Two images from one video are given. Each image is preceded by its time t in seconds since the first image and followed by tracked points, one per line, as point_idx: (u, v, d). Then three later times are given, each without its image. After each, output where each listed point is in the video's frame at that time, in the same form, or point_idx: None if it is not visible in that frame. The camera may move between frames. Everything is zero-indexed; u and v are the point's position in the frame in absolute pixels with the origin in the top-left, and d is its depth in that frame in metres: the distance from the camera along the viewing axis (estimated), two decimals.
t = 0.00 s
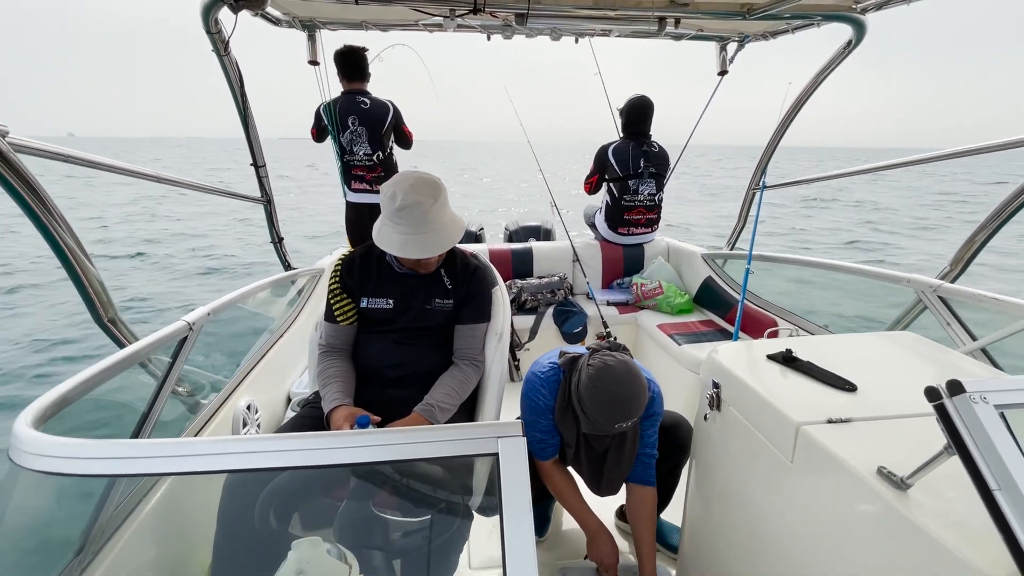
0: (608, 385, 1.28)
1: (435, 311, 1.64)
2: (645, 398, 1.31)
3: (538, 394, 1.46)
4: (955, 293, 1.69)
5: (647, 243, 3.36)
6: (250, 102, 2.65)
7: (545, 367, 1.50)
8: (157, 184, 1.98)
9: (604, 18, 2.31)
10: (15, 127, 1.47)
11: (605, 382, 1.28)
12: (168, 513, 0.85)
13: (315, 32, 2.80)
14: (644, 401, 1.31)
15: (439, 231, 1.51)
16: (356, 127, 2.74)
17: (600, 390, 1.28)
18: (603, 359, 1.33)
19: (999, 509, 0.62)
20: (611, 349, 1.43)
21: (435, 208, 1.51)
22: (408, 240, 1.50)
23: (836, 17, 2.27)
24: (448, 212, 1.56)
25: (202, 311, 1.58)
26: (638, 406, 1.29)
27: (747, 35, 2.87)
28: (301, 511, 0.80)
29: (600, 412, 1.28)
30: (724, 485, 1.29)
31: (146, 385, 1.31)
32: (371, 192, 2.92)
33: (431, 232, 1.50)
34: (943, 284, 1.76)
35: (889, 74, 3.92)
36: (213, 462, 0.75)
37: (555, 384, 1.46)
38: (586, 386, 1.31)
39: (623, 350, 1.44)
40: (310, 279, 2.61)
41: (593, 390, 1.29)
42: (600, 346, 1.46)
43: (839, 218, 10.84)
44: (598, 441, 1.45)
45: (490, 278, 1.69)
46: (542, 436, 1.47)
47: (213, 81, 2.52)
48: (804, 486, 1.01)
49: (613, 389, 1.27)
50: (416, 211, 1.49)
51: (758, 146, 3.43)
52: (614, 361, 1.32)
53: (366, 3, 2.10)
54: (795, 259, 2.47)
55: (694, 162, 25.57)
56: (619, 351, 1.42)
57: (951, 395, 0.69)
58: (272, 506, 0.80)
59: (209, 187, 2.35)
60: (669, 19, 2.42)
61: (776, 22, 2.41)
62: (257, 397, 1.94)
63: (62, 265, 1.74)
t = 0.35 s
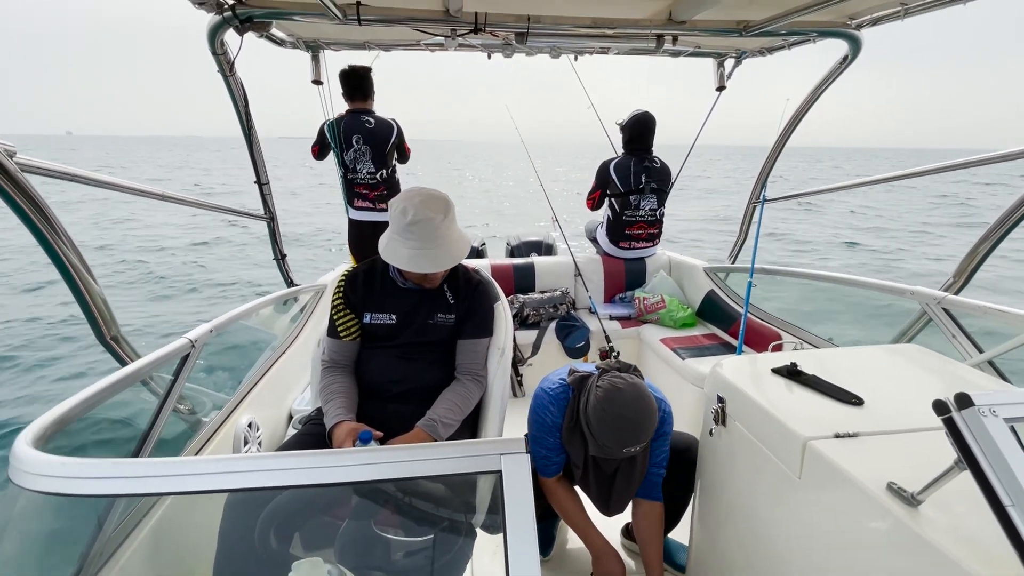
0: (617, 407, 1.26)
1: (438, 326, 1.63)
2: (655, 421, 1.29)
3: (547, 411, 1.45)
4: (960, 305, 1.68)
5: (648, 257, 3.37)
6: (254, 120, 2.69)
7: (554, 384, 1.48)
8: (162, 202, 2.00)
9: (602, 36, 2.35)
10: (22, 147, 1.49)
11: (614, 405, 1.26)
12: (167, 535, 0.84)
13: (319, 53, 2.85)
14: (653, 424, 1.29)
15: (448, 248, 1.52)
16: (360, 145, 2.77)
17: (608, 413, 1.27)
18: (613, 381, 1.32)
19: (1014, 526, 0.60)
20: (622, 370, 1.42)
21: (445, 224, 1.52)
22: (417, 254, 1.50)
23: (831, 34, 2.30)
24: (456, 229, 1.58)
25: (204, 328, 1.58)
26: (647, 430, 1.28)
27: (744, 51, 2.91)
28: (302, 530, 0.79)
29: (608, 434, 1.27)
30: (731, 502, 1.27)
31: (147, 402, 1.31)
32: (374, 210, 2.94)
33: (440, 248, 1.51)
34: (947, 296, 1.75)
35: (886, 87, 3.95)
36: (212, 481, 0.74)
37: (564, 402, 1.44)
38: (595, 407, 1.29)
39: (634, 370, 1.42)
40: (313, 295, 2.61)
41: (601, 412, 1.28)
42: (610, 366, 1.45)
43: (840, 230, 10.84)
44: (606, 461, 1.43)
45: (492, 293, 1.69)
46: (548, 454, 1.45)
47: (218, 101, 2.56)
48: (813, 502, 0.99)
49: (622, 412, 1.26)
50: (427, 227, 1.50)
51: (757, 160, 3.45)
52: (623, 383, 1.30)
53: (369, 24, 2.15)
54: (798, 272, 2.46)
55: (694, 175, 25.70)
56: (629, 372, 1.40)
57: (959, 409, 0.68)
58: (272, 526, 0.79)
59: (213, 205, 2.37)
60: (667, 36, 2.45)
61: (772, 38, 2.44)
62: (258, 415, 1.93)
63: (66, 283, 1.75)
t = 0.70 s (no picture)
0: (640, 432, 1.25)
1: (443, 341, 1.63)
2: (676, 445, 1.28)
3: (565, 430, 1.43)
4: (972, 310, 1.66)
5: (654, 268, 3.36)
6: (259, 142, 2.72)
7: (571, 402, 1.46)
8: (170, 225, 2.02)
9: (601, 51, 2.37)
10: (33, 175, 1.52)
11: (638, 430, 1.25)
12: (175, 559, 0.83)
13: (322, 75, 2.91)
14: (674, 450, 1.27)
15: (457, 261, 1.53)
16: (367, 165, 2.80)
17: (632, 438, 1.25)
18: (636, 404, 1.30)
19: None
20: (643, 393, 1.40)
21: (455, 237, 1.53)
22: (426, 267, 1.50)
23: (829, 43, 2.32)
24: (466, 243, 1.58)
25: (212, 348, 1.58)
26: (669, 456, 1.26)
27: (742, 62, 2.93)
28: (310, 551, 0.78)
29: (629, 459, 1.25)
30: (745, 515, 1.24)
31: (155, 424, 1.31)
32: (380, 230, 2.96)
33: (449, 261, 1.52)
34: (958, 300, 1.73)
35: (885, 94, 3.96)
36: (220, 502, 0.74)
37: (582, 422, 1.42)
38: (616, 429, 1.28)
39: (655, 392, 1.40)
40: (319, 314, 2.62)
41: (624, 436, 1.26)
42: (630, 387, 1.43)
43: (846, 236, 10.78)
44: (622, 482, 1.41)
45: (497, 307, 1.69)
46: (560, 471, 1.44)
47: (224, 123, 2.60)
48: (830, 513, 0.97)
49: (645, 437, 1.24)
50: (438, 240, 1.51)
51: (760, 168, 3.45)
52: (647, 407, 1.28)
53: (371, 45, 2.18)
54: (804, 279, 2.45)
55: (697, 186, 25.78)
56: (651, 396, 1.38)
57: (977, 416, 0.67)
58: (281, 548, 0.78)
59: (220, 226, 2.39)
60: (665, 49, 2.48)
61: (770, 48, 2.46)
62: (266, 434, 1.92)
63: (76, 307, 1.76)
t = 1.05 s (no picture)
0: (632, 421, 1.25)
1: (444, 337, 1.63)
2: (671, 432, 1.27)
3: (562, 423, 1.44)
4: (977, 297, 1.66)
5: (656, 260, 3.36)
6: (259, 142, 2.72)
7: (568, 396, 1.47)
8: (171, 227, 2.03)
9: (600, 44, 2.36)
10: (34, 180, 1.53)
11: (630, 418, 1.25)
12: (186, 560, 0.84)
13: (320, 74, 2.90)
14: (669, 437, 1.27)
15: (447, 244, 1.51)
16: (372, 162, 2.80)
17: (624, 428, 1.25)
18: (628, 393, 1.30)
19: None
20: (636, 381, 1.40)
21: (449, 220, 1.53)
22: (415, 249, 1.50)
23: (829, 30, 2.30)
24: (462, 229, 1.57)
25: (216, 350, 1.59)
26: (664, 443, 1.26)
27: (742, 51, 2.91)
28: (318, 550, 0.78)
29: (624, 448, 1.26)
30: (752, 507, 1.24)
31: (162, 426, 1.31)
32: (381, 228, 2.95)
33: (439, 243, 1.51)
34: (964, 288, 1.73)
35: (885, 82, 3.94)
36: (229, 503, 0.74)
37: (579, 415, 1.43)
38: (609, 420, 1.28)
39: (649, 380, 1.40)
40: (323, 313, 2.63)
41: (616, 426, 1.26)
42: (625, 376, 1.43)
43: (848, 225, 10.74)
44: (623, 472, 1.42)
45: (498, 303, 1.68)
46: (562, 466, 1.44)
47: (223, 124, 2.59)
48: (837, 504, 0.96)
49: (637, 425, 1.24)
50: (431, 222, 1.51)
51: (761, 159, 3.43)
52: (639, 395, 1.28)
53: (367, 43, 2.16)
54: (807, 269, 2.44)
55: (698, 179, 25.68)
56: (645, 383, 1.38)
57: (984, 404, 0.66)
58: (289, 547, 0.79)
59: (221, 227, 2.40)
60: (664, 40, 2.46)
61: (770, 37, 2.44)
62: (272, 434, 1.93)
63: (79, 310, 1.77)
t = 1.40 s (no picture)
0: (606, 405, 1.26)
1: (437, 322, 1.64)
2: (646, 414, 1.29)
3: (544, 409, 1.46)
4: (971, 288, 1.67)
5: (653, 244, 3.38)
6: (254, 123, 2.69)
7: (549, 381, 1.48)
8: (167, 208, 2.01)
9: (600, 27, 2.33)
10: (28, 159, 1.51)
11: (603, 402, 1.27)
12: (187, 537, 0.85)
13: (316, 54, 2.85)
14: (644, 419, 1.29)
15: (408, 207, 1.50)
16: (360, 144, 2.77)
17: (597, 411, 1.27)
18: (602, 377, 1.31)
19: None
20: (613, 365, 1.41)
21: (418, 187, 1.53)
22: (380, 211, 1.53)
23: (832, 15, 2.27)
24: (434, 201, 1.55)
25: (213, 331, 1.59)
26: (639, 426, 1.27)
27: (745, 36, 2.88)
28: (315, 529, 0.80)
29: (600, 432, 1.27)
30: (743, 491, 1.27)
31: (160, 406, 1.32)
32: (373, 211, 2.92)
33: (399, 206, 1.50)
34: (958, 278, 1.73)
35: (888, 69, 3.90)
36: (227, 482, 0.75)
37: (560, 400, 1.45)
38: (585, 405, 1.29)
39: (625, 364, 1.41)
40: (319, 296, 2.63)
41: (589, 410, 1.28)
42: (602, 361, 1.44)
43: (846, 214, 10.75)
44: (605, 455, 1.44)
45: (492, 287, 1.68)
46: (548, 453, 1.46)
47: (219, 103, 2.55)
48: (826, 488, 0.98)
49: (609, 408, 1.26)
50: (398, 186, 1.53)
51: (761, 147, 3.42)
52: (612, 379, 1.29)
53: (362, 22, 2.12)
54: (804, 258, 2.44)
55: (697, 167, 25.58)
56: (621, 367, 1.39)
57: (973, 392, 0.67)
58: (286, 526, 0.80)
59: (217, 209, 2.38)
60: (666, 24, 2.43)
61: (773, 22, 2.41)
62: (270, 415, 1.95)
63: (76, 291, 1.76)
